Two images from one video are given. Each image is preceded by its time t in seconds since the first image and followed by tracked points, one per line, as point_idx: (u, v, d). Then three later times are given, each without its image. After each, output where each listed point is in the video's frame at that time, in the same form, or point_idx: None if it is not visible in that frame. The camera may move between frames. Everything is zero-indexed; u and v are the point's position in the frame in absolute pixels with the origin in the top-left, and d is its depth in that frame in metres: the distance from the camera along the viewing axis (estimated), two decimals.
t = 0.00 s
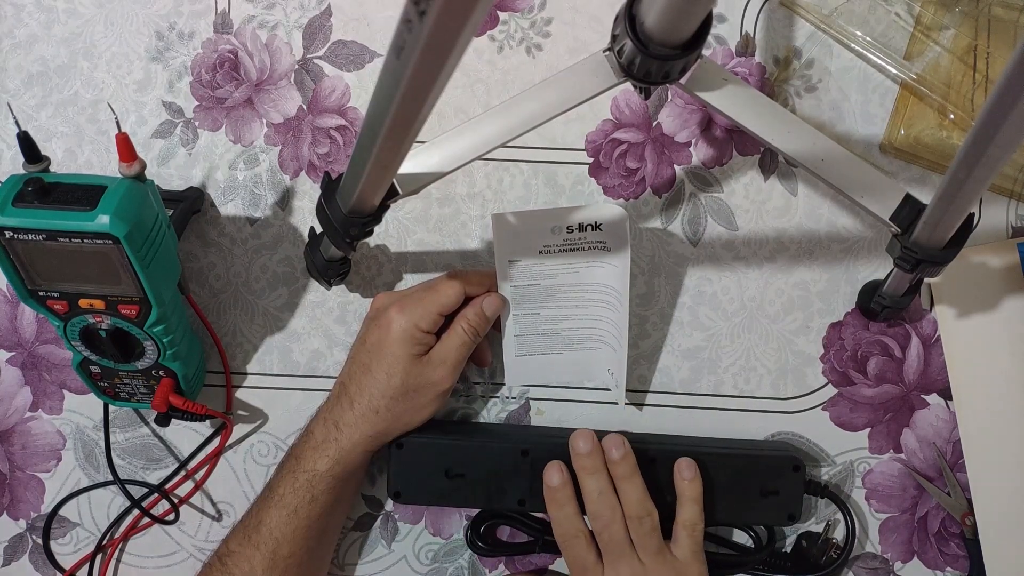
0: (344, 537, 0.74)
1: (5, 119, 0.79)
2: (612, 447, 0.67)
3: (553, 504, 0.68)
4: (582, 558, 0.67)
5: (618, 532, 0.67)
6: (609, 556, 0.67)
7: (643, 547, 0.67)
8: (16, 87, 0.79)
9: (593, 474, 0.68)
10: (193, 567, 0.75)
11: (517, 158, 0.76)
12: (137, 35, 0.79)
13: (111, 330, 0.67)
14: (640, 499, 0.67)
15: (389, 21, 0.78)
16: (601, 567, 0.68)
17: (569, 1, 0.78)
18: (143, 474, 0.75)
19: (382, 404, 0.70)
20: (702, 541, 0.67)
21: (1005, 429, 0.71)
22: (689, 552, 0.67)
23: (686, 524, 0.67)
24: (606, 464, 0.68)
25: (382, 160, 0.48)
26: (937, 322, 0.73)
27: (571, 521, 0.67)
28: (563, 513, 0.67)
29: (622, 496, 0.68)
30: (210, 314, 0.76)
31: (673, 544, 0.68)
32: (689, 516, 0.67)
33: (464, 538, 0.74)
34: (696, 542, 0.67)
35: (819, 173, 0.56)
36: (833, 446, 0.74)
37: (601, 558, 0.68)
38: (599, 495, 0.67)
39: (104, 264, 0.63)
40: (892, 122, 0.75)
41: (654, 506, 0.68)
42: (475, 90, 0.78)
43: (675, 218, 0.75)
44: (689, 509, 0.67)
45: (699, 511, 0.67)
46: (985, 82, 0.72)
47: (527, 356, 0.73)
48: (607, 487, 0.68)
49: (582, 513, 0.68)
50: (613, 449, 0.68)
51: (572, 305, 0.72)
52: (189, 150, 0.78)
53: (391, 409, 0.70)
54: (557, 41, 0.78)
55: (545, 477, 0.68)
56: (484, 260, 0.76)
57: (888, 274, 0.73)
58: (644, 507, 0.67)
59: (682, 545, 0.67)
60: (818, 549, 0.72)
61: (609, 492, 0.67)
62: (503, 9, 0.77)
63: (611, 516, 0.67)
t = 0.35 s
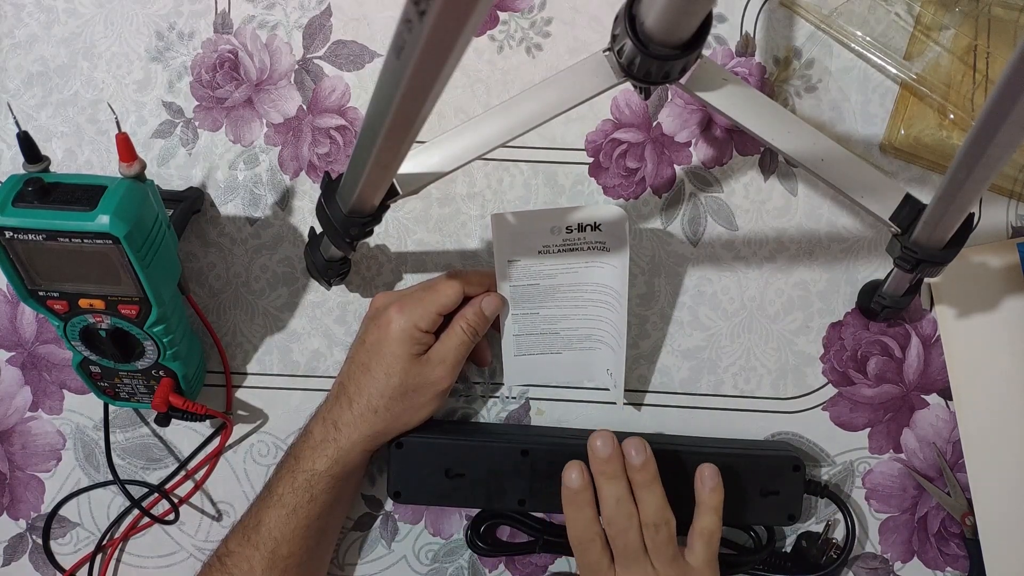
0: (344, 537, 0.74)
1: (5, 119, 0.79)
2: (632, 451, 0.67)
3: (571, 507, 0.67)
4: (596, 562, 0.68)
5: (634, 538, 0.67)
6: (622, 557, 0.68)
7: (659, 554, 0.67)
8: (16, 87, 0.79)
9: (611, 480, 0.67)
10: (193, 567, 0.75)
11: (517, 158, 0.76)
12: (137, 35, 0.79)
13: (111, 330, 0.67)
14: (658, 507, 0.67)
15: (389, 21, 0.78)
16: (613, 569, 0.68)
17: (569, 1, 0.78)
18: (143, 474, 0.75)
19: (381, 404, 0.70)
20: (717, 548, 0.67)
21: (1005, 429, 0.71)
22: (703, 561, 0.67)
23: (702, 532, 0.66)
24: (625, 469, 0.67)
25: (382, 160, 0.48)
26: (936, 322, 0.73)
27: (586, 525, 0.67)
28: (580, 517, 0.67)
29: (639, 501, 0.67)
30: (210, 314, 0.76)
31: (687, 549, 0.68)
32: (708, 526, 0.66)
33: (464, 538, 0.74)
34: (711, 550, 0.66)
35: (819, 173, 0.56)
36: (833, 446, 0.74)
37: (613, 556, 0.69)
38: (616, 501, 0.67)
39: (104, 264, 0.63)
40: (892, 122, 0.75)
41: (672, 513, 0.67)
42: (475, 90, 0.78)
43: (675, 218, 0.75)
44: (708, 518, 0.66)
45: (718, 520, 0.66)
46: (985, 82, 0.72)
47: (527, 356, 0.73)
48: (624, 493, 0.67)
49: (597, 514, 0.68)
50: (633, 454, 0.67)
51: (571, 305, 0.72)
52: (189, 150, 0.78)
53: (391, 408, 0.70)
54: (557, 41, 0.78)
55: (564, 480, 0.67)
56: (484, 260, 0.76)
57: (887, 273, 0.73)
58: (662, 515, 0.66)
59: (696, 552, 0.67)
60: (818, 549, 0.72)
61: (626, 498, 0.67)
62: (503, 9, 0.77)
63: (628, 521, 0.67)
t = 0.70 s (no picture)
0: (344, 537, 0.74)
1: (5, 119, 0.79)
2: (620, 432, 0.68)
3: (562, 486, 0.68)
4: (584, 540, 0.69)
5: (621, 516, 0.68)
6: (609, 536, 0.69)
7: (644, 531, 0.69)
8: (16, 87, 0.79)
9: (600, 458, 0.68)
10: (193, 567, 0.75)
11: (517, 158, 0.76)
12: (137, 35, 0.79)
13: (111, 330, 0.67)
14: (645, 485, 0.68)
15: (389, 22, 0.78)
16: (602, 548, 0.69)
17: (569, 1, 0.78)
18: (143, 474, 0.75)
19: (381, 404, 0.70)
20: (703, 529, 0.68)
21: (1005, 429, 0.71)
22: (688, 541, 0.68)
23: (687, 511, 0.68)
24: (612, 448, 0.69)
25: (382, 160, 0.48)
26: (936, 322, 0.73)
27: (577, 503, 0.68)
28: (570, 495, 0.68)
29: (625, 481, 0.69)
30: (210, 314, 0.76)
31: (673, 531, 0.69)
32: (692, 504, 0.68)
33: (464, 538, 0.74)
34: (696, 529, 0.68)
35: (819, 173, 0.56)
36: (833, 446, 0.74)
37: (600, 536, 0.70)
38: (605, 481, 0.68)
39: (104, 264, 0.63)
40: (892, 122, 0.75)
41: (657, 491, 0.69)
42: (475, 90, 0.78)
43: (675, 218, 0.75)
44: (691, 497, 0.68)
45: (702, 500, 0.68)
46: (985, 82, 0.72)
47: (527, 356, 0.73)
48: (613, 472, 0.68)
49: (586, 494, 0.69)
50: (621, 434, 0.68)
51: (571, 305, 0.72)
52: (189, 150, 0.78)
53: (391, 408, 0.70)
54: (557, 41, 0.78)
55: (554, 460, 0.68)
56: (484, 260, 0.76)
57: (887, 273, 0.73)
58: (647, 492, 0.68)
59: (681, 531, 0.68)
60: (818, 549, 0.72)
61: (615, 478, 0.68)
62: (503, 9, 0.77)
63: (616, 500, 0.68)
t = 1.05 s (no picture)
0: (344, 537, 0.74)
1: (5, 119, 0.79)
2: (647, 452, 0.67)
3: (586, 506, 0.67)
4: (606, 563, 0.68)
5: (647, 539, 0.67)
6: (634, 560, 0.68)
7: (671, 557, 0.67)
8: (16, 87, 0.79)
9: (625, 481, 0.67)
10: (193, 567, 0.75)
11: (517, 158, 0.76)
12: (137, 35, 0.79)
13: (111, 330, 0.67)
14: (672, 509, 0.67)
15: (389, 22, 0.78)
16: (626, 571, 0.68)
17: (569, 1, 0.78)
18: (143, 474, 0.75)
19: (381, 403, 0.70)
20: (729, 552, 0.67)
21: (1005, 429, 0.71)
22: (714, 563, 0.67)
23: (714, 534, 0.66)
24: (639, 471, 0.67)
25: (382, 160, 0.48)
26: (936, 322, 0.73)
27: (600, 525, 0.67)
28: (593, 516, 0.67)
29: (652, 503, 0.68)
30: (210, 314, 0.76)
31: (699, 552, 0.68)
32: (719, 526, 0.66)
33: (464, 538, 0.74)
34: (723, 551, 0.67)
35: (819, 173, 0.56)
36: (833, 446, 0.74)
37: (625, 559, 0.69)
38: (629, 504, 0.67)
39: (104, 264, 0.63)
40: (892, 122, 0.75)
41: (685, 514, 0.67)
42: (475, 90, 0.78)
43: (675, 218, 0.75)
44: (718, 518, 0.66)
45: (728, 522, 0.66)
46: (985, 82, 0.72)
47: (527, 356, 0.73)
48: (639, 496, 0.67)
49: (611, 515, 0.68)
50: (648, 455, 0.67)
51: (571, 305, 0.72)
52: (189, 150, 0.78)
53: (391, 408, 0.70)
54: (556, 41, 0.78)
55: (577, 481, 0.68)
56: (484, 260, 0.76)
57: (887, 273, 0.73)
58: (675, 517, 0.67)
59: (707, 554, 0.67)
60: (818, 548, 0.72)
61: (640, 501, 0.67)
62: (503, 9, 0.77)
63: (642, 523, 0.67)
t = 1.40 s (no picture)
0: (344, 537, 0.74)
1: (5, 119, 0.79)
2: (666, 424, 0.69)
3: (605, 474, 0.68)
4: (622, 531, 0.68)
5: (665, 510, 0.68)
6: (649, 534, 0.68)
7: (686, 527, 0.68)
8: (16, 87, 0.79)
9: (647, 449, 0.68)
10: (193, 567, 0.75)
11: (517, 158, 0.76)
12: (137, 35, 0.79)
13: (111, 330, 0.67)
14: (688, 478, 0.69)
15: (389, 22, 0.78)
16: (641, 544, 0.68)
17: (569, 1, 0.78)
18: (143, 474, 0.75)
19: (381, 404, 0.70)
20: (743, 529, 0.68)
21: (1005, 429, 0.71)
22: (728, 541, 0.68)
23: (730, 509, 0.68)
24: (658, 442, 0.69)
25: (382, 160, 0.48)
26: (936, 322, 0.73)
27: (619, 494, 0.68)
28: (613, 484, 0.68)
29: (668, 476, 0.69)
30: (210, 314, 0.76)
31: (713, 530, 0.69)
32: (736, 500, 0.68)
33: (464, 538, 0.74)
34: (737, 529, 0.68)
35: (819, 173, 0.56)
36: (833, 446, 0.74)
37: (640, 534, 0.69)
38: (650, 471, 0.68)
39: (104, 264, 0.63)
40: (892, 122, 0.75)
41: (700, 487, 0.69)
42: (475, 90, 0.78)
43: (675, 218, 0.75)
44: (735, 493, 0.68)
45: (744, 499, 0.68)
46: (985, 82, 0.72)
47: (527, 356, 0.73)
48: (658, 465, 0.69)
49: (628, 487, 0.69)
50: (667, 427, 0.69)
51: (571, 305, 0.72)
52: (189, 150, 0.78)
53: (391, 408, 0.70)
54: (556, 41, 0.78)
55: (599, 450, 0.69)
56: (484, 260, 0.76)
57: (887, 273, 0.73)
58: (691, 487, 0.68)
59: (722, 530, 0.68)
60: (819, 549, 0.72)
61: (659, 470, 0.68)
62: (503, 9, 0.77)
63: (660, 494, 0.68)
